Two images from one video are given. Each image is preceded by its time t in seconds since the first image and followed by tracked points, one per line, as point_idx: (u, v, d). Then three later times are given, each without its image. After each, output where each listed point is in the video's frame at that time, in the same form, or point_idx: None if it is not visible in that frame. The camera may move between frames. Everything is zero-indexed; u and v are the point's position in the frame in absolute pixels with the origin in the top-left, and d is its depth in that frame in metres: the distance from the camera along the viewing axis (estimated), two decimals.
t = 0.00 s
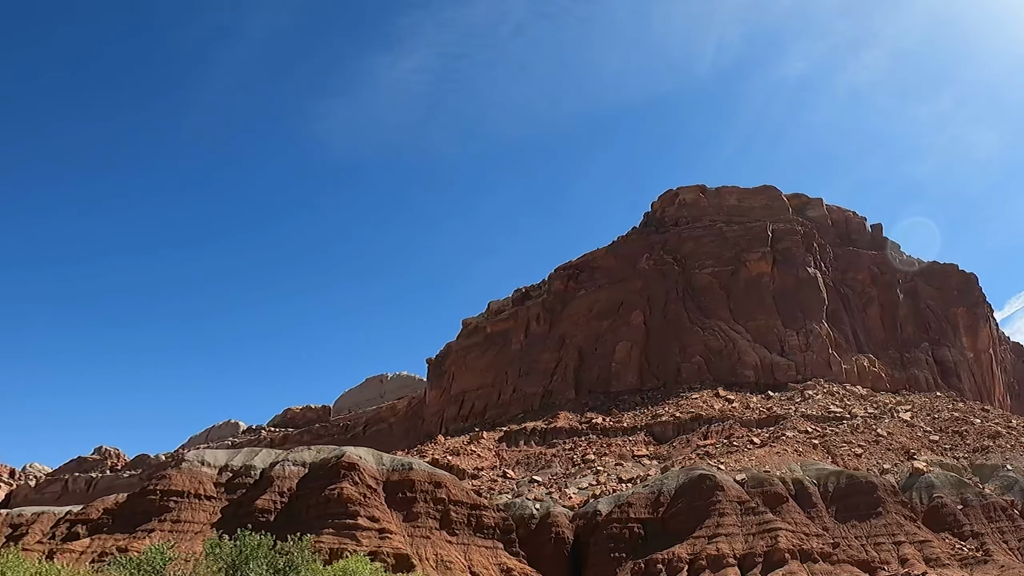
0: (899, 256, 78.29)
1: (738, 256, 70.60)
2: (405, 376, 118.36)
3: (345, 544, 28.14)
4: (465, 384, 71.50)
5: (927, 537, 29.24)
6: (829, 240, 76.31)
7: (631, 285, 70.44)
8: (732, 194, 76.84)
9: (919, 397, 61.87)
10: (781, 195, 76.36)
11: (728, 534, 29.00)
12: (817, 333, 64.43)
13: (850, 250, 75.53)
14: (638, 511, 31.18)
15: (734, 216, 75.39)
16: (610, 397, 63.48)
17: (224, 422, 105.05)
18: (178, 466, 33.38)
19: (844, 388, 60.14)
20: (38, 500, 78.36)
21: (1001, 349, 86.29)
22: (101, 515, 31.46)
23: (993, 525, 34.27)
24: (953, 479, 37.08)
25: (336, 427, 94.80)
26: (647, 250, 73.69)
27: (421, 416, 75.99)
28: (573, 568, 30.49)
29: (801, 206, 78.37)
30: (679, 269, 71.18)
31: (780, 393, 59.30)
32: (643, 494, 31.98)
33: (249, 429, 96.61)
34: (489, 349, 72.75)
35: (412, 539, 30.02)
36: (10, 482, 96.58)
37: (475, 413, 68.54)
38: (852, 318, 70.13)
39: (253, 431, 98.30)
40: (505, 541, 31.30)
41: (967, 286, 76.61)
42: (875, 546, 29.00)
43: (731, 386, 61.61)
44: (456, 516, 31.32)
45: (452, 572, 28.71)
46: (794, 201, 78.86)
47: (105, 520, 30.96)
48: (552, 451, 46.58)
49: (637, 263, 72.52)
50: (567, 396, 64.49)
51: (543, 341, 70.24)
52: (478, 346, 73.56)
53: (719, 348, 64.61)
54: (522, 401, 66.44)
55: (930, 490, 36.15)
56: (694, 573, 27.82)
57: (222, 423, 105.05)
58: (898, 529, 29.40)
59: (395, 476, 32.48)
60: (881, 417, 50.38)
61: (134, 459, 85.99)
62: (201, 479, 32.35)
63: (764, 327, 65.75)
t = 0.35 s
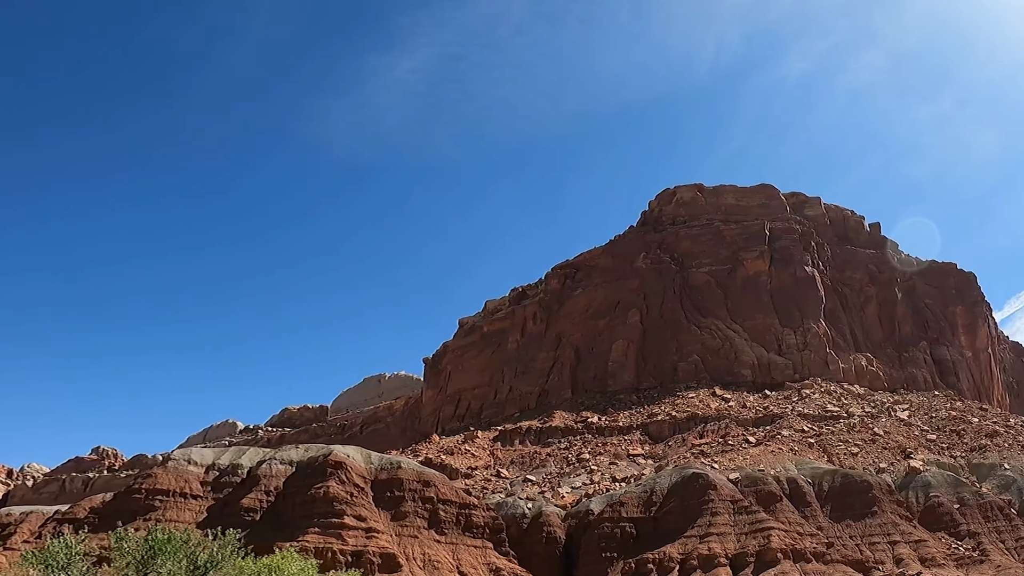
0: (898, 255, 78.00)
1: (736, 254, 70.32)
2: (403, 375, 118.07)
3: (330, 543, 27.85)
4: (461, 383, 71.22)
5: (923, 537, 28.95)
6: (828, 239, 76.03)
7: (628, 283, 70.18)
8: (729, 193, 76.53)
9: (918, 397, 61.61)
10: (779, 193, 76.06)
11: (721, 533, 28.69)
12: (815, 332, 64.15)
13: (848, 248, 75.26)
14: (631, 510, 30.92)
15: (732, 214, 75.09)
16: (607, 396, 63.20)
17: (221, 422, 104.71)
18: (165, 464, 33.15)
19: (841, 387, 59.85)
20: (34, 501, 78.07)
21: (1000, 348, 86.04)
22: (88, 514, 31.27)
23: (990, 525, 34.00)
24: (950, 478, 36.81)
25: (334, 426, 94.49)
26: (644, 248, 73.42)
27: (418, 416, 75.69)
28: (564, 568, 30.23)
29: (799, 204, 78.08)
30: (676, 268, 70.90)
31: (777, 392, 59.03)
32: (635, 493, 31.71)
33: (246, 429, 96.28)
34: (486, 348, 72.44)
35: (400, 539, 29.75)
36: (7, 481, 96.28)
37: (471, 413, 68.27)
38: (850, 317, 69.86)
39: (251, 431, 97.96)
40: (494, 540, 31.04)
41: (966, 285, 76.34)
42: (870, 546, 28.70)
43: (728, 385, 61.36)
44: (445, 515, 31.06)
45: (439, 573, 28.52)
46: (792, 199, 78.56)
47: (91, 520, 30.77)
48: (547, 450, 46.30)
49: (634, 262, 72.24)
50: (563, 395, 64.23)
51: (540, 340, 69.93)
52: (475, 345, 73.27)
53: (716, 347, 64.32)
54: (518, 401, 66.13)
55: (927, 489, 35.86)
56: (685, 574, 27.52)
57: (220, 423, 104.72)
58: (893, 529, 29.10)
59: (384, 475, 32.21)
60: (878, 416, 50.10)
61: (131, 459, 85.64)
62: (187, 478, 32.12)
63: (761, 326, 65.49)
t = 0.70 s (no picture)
0: (896, 254, 77.67)
1: (733, 253, 70.00)
2: (401, 375, 117.81)
3: (313, 542, 27.52)
4: (457, 383, 70.91)
5: (917, 537, 28.61)
6: (826, 237, 75.72)
7: (624, 282, 69.94)
8: (727, 191, 76.14)
9: (915, 395, 61.35)
10: (776, 192, 75.74)
11: (712, 532, 28.38)
12: (812, 331, 63.85)
13: (846, 247, 74.94)
14: (622, 509, 30.62)
15: (729, 213, 74.77)
16: (602, 395, 62.90)
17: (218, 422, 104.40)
18: (149, 462, 32.86)
19: (838, 386, 59.57)
20: (30, 500, 77.82)
21: (998, 348, 85.77)
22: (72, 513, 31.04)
23: (987, 524, 33.71)
24: (946, 477, 36.50)
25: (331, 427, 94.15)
26: (641, 247, 73.12)
27: (414, 416, 75.41)
28: (554, 568, 29.91)
29: (797, 203, 77.75)
30: (672, 267, 70.60)
31: (774, 391, 58.77)
32: (626, 492, 31.40)
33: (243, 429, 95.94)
34: (482, 347, 72.13)
35: (386, 538, 29.42)
36: (4, 482, 95.95)
37: (467, 412, 67.92)
38: (847, 316, 69.56)
39: (248, 431, 97.62)
40: (482, 540, 30.74)
41: (964, 285, 76.05)
42: (864, 546, 28.39)
43: (724, 383, 61.09)
44: (432, 514, 30.74)
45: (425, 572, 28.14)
46: (790, 198, 78.25)
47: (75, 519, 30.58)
48: (541, 449, 46.03)
49: (631, 261, 71.95)
50: (559, 395, 63.96)
51: (536, 339, 69.62)
52: (470, 344, 72.96)
53: (713, 345, 64.00)
54: (514, 400, 65.81)
55: (923, 488, 35.54)
56: (675, 574, 27.21)
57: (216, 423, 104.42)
58: (887, 528, 28.76)
59: (370, 473, 31.91)
60: (875, 415, 49.78)
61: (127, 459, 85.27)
62: (171, 477, 31.90)
63: (758, 325, 65.19)
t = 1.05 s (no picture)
0: (894, 253, 77.37)
1: (730, 252, 69.68)
2: (398, 375, 117.53)
3: (297, 542, 27.25)
4: (453, 382, 70.56)
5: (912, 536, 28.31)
6: (823, 236, 75.42)
7: (621, 281, 69.67)
8: (724, 190, 75.83)
9: (913, 394, 61.09)
10: (774, 191, 75.44)
11: (703, 532, 28.11)
12: (809, 330, 63.56)
13: (844, 246, 74.62)
14: (614, 509, 30.34)
15: (726, 212, 74.47)
16: (598, 394, 62.61)
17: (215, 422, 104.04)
18: (134, 461, 32.56)
19: (835, 385, 59.30)
20: (26, 500, 77.47)
21: (997, 347, 85.52)
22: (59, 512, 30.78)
23: (984, 524, 33.43)
24: (942, 476, 36.22)
25: (328, 426, 93.83)
26: (638, 246, 72.79)
27: (410, 415, 75.09)
28: (545, 568, 29.65)
29: (795, 202, 77.45)
30: (669, 266, 70.29)
31: (771, 390, 58.51)
32: (618, 491, 31.11)
33: (240, 429, 95.58)
34: (478, 347, 71.82)
35: (372, 538, 29.14)
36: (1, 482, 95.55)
37: (463, 412, 67.61)
38: (845, 315, 69.27)
39: (245, 431, 97.27)
40: (471, 539, 30.48)
41: (962, 283, 75.75)
42: (859, 545, 28.10)
43: (721, 383, 60.81)
44: (420, 513, 30.46)
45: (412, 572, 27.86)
46: (788, 197, 77.96)
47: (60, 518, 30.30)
48: (536, 449, 45.69)
49: (627, 260, 71.66)
50: (555, 394, 63.67)
51: (532, 338, 69.32)
52: (467, 344, 72.64)
53: (710, 344, 63.73)
54: (510, 399, 65.50)
55: (919, 487, 35.25)
56: (665, 574, 26.93)
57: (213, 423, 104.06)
58: (883, 528, 28.46)
59: (358, 472, 31.64)
60: (872, 414, 49.50)
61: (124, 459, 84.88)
62: (157, 475, 31.59)
63: (755, 324, 64.89)
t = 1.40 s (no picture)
0: (892, 251, 77.08)
1: (726, 250, 69.33)
2: (395, 374, 117.30)
3: (279, 541, 26.99)
4: (449, 381, 70.25)
5: (906, 536, 28.02)
6: (821, 235, 75.12)
7: (617, 280, 69.38)
8: (721, 189, 75.52)
9: (910, 393, 60.81)
10: (771, 189, 75.14)
11: (694, 531, 27.80)
12: (807, 328, 63.27)
13: (842, 244, 74.31)
14: (604, 508, 30.03)
15: (723, 211, 74.19)
16: (594, 393, 62.33)
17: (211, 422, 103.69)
18: (117, 459, 32.35)
19: (832, 384, 59.03)
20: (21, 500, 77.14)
21: (996, 346, 85.26)
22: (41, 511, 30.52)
23: (980, 523, 33.14)
24: (939, 475, 35.90)
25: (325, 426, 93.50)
26: (634, 245, 72.48)
27: (406, 415, 74.76)
28: (533, 567, 29.36)
29: (792, 200, 77.15)
30: (666, 264, 69.96)
31: (767, 389, 58.24)
32: (609, 490, 30.78)
33: (237, 429, 95.23)
34: (474, 346, 71.51)
35: (357, 537, 28.85)
36: None
37: (459, 411, 67.29)
38: (843, 314, 68.96)
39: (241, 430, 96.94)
40: (458, 539, 30.18)
41: (960, 282, 75.46)
42: (852, 545, 27.78)
43: (717, 381, 60.52)
44: (406, 512, 30.18)
45: (397, 572, 27.57)
46: (785, 195, 77.68)
47: (42, 516, 30.03)
48: (530, 448, 45.38)
49: (624, 259, 71.36)
50: (550, 393, 63.38)
51: (528, 337, 69.01)
52: (462, 343, 72.34)
53: (706, 343, 63.45)
54: (505, 398, 65.19)
55: (915, 486, 34.93)
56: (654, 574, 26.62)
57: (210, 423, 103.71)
58: (876, 527, 28.16)
59: (344, 471, 31.38)
60: (868, 413, 49.19)
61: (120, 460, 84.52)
62: (140, 474, 31.39)
63: (752, 322, 64.58)
